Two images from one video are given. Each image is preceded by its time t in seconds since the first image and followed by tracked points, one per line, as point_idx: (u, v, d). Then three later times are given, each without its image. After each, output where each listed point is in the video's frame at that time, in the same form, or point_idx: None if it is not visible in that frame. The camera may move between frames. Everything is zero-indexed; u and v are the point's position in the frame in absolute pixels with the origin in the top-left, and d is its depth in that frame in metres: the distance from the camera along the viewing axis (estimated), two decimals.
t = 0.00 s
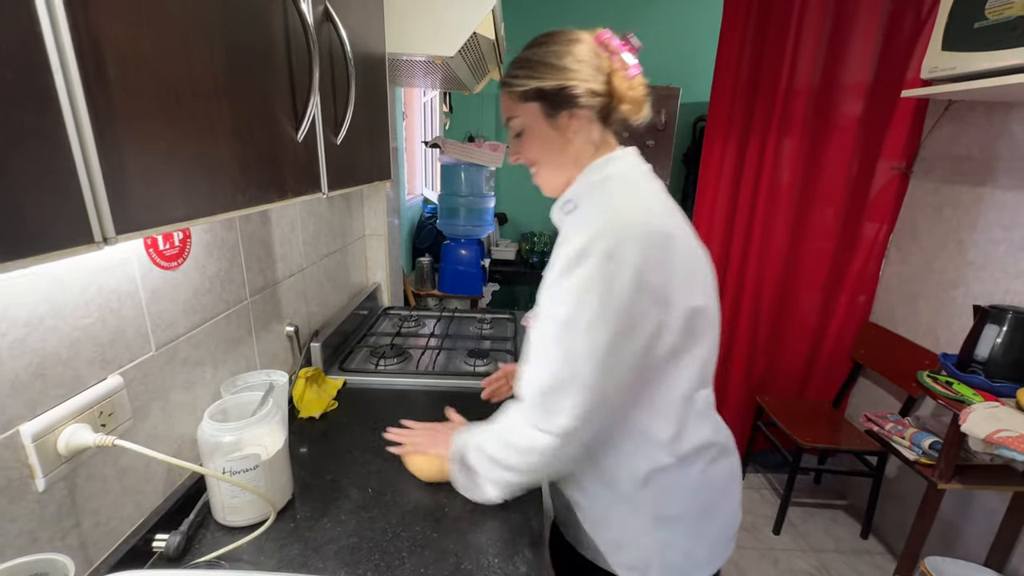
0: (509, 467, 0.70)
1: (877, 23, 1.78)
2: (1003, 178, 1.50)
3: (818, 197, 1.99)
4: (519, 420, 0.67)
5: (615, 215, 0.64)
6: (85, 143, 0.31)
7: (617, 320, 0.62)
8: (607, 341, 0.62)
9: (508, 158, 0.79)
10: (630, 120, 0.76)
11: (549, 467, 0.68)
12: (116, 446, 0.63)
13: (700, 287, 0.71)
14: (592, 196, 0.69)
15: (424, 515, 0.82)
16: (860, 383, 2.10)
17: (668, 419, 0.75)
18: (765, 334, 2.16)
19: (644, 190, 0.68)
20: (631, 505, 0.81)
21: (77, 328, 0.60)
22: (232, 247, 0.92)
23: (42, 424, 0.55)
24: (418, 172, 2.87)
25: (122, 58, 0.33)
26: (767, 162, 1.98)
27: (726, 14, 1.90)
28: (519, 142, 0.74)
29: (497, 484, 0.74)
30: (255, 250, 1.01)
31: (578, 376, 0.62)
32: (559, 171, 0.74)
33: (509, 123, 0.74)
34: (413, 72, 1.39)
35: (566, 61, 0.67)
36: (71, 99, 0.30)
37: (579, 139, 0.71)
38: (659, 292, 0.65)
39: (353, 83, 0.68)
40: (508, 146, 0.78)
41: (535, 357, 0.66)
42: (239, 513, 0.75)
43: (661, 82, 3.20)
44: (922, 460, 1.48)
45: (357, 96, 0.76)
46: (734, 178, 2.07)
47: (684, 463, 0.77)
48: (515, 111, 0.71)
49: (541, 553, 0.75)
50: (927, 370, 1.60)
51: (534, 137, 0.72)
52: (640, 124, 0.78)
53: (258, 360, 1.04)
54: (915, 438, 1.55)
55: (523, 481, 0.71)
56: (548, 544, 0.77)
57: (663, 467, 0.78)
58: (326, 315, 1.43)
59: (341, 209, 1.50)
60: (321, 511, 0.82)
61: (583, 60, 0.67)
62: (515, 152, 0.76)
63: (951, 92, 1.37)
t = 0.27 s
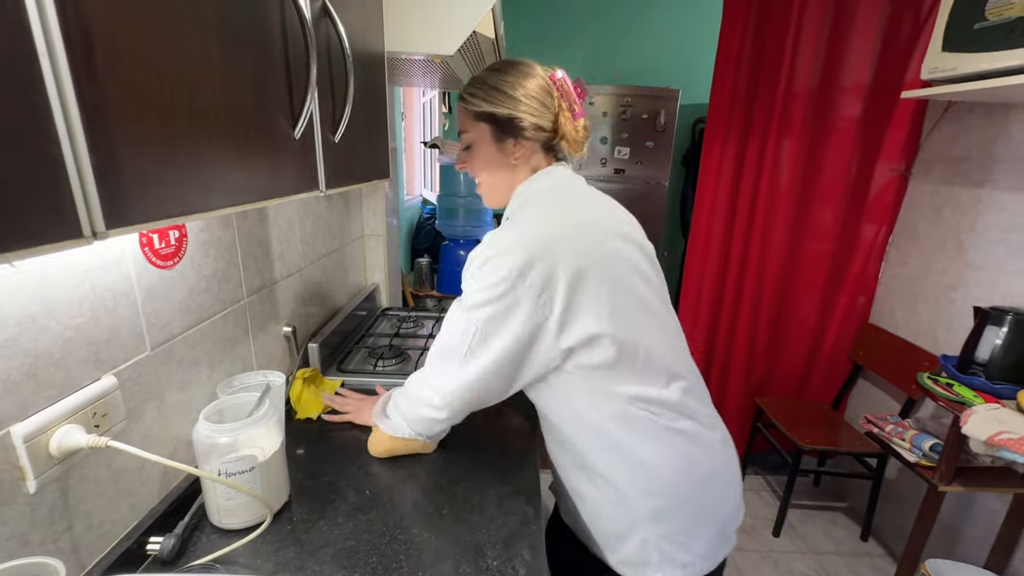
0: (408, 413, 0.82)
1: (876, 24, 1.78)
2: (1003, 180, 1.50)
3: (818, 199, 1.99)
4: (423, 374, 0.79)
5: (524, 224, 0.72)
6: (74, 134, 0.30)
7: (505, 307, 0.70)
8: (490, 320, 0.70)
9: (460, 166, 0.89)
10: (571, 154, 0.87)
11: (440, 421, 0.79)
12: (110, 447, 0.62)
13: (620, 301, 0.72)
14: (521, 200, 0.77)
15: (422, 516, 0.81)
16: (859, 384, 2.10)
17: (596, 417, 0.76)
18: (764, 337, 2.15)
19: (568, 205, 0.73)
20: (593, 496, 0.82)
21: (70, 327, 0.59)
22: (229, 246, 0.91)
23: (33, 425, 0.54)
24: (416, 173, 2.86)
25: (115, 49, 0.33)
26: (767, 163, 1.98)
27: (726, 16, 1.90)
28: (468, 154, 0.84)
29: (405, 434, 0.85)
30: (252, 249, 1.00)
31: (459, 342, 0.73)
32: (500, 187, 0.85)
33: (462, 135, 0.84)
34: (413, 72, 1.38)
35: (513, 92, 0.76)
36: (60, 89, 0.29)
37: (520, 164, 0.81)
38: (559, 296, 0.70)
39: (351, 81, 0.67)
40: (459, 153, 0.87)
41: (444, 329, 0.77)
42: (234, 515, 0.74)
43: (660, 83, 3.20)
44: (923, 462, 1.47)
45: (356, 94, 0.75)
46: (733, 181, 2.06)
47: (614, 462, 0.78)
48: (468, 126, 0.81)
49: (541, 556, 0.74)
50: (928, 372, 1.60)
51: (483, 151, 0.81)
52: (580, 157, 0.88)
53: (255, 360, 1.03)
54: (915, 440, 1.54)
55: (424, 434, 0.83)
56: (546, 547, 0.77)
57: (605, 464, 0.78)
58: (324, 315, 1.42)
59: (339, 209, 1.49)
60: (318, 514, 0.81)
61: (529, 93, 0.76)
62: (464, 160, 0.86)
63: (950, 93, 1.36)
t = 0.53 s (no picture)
0: (483, 452, 0.69)
1: (887, 22, 1.75)
2: (1017, 179, 1.48)
3: (827, 199, 1.97)
4: (502, 403, 0.66)
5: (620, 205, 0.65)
6: (88, 136, 0.30)
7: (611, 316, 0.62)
8: (600, 331, 0.62)
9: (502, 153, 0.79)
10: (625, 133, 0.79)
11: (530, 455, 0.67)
12: (121, 445, 0.63)
13: (708, 291, 0.72)
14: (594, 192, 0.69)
15: (429, 517, 0.81)
16: (870, 386, 2.08)
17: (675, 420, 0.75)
18: (773, 337, 2.14)
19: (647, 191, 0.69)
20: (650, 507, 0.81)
21: (83, 327, 0.60)
22: (238, 246, 0.92)
23: (47, 423, 0.55)
24: (423, 173, 2.87)
25: (127, 51, 0.33)
26: (777, 164, 1.96)
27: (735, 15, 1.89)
28: (518, 141, 0.74)
29: (473, 473, 0.72)
30: (261, 249, 1.01)
31: (561, 362, 0.62)
32: (557, 176, 0.76)
33: (509, 118, 0.74)
34: (419, 72, 1.38)
35: (572, 67, 0.67)
36: (75, 91, 0.29)
37: (579, 145, 0.72)
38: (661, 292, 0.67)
39: (360, 83, 0.67)
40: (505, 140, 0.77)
41: (522, 341, 0.65)
42: (243, 514, 0.75)
43: (668, 82, 3.18)
44: (934, 465, 1.45)
45: (364, 94, 0.75)
46: (743, 182, 2.06)
47: (687, 464, 0.77)
48: (519, 108, 0.71)
49: (548, 557, 0.74)
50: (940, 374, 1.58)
51: (537, 135, 0.71)
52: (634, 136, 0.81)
53: (263, 359, 1.04)
54: (926, 443, 1.53)
55: (505, 467, 0.69)
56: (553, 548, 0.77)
57: (669, 470, 0.78)
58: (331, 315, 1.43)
59: (347, 209, 1.50)
60: (326, 512, 0.81)
61: (589, 68, 0.68)
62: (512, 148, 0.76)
63: (964, 91, 1.34)
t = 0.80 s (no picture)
0: (646, 500, 0.61)
1: (897, 19, 1.73)
2: None
3: (835, 198, 1.96)
4: (669, 443, 0.59)
5: (761, 196, 0.61)
6: (100, 136, 0.31)
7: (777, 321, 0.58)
8: (771, 340, 0.58)
9: (582, 131, 0.76)
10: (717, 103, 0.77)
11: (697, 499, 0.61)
12: (132, 441, 0.64)
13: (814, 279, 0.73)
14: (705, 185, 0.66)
15: (435, 514, 0.81)
16: (878, 387, 2.06)
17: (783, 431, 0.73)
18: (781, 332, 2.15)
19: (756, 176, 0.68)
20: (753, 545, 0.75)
21: (93, 324, 0.61)
22: (246, 245, 0.93)
23: (59, 419, 0.56)
24: (429, 172, 2.87)
25: (137, 51, 0.33)
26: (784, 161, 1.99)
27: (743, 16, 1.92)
28: (604, 117, 0.72)
29: (620, 527, 0.65)
30: (268, 248, 1.01)
31: (743, 383, 0.57)
32: (642, 154, 0.74)
33: (595, 91, 0.71)
34: (426, 71, 1.39)
35: (668, 35, 0.65)
36: (87, 92, 0.30)
37: (674, 118, 0.71)
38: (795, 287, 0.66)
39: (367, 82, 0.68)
40: (588, 117, 0.74)
41: (688, 370, 0.57)
42: (250, 510, 0.76)
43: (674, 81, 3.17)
44: (944, 466, 1.44)
45: (370, 93, 0.76)
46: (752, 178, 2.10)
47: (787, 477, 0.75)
48: (609, 81, 0.68)
49: (553, 556, 0.74)
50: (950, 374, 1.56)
51: (630, 108, 0.69)
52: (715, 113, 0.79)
53: (271, 357, 1.05)
54: (936, 444, 1.51)
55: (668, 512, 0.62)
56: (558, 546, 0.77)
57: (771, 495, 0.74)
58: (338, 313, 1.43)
59: (353, 209, 1.50)
60: (333, 510, 0.82)
61: (685, 37, 0.65)
62: (597, 125, 0.73)
63: (976, 88, 1.33)
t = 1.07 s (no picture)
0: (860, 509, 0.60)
1: (908, 7, 1.67)
2: None
3: (841, 192, 1.93)
4: (878, 458, 0.58)
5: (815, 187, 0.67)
6: (65, 124, 0.30)
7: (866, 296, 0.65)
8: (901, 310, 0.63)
9: (570, 115, 0.73)
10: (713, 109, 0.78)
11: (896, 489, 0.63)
12: (124, 438, 0.63)
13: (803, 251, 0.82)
14: (731, 189, 0.70)
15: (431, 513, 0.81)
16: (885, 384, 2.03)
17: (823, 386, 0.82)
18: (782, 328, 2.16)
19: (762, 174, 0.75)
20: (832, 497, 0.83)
21: (86, 320, 0.60)
22: (243, 240, 0.92)
23: (50, 416, 0.55)
24: (432, 167, 2.86)
25: (106, 37, 0.32)
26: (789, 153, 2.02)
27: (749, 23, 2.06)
28: (599, 98, 0.69)
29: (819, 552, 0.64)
30: (266, 244, 1.01)
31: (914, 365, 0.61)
32: (631, 144, 0.71)
33: (595, 67, 0.68)
34: (426, 65, 1.37)
35: (678, 19, 0.65)
36: (50, 78, 0.29)
37: (673, 114, 0.70)
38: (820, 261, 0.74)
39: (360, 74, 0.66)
40: (581, 96, 0.71)
41: (867, 379, 0.58)
42: (246, 506, 0.75)
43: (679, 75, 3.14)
44: (951, 465, 1.42)
45: (365, 85, 0.74)
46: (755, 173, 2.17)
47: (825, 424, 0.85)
48: (613, 59, 0.66)
49: (551, 555, 0.73)
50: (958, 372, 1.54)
51: (630, 91, 0.67)
52: (701, 121, 0.81)
53: (269, 353, 1.04)
54: (943, 442, 1.49)
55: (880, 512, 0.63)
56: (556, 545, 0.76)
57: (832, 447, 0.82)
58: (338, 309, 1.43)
59: (353, 204, 1.49)
60: (329, 507, 0.81)
61: (695, 23, 0.66)
62: (590, 107, 0.71)
63: (988, 79, 1.30)
